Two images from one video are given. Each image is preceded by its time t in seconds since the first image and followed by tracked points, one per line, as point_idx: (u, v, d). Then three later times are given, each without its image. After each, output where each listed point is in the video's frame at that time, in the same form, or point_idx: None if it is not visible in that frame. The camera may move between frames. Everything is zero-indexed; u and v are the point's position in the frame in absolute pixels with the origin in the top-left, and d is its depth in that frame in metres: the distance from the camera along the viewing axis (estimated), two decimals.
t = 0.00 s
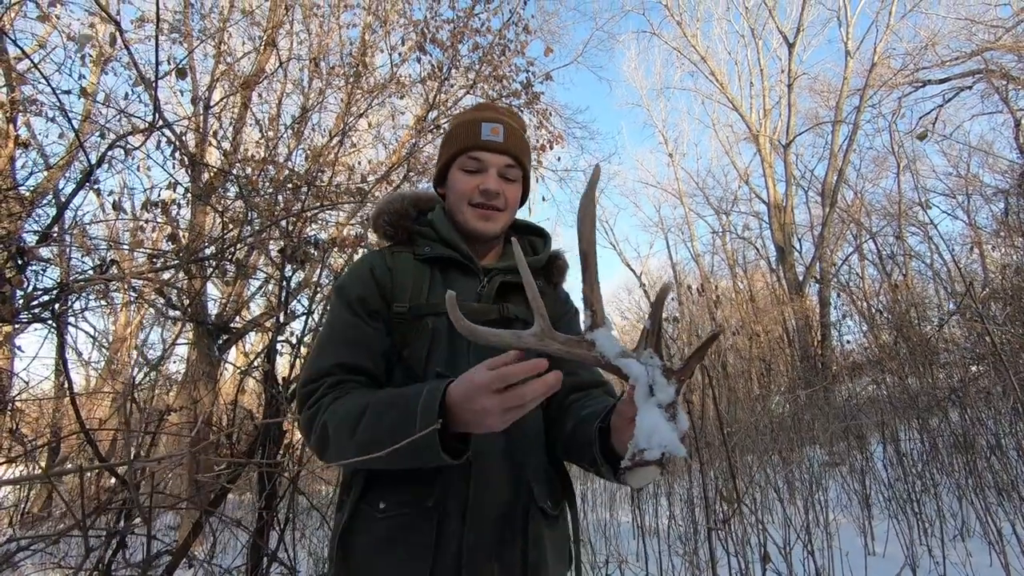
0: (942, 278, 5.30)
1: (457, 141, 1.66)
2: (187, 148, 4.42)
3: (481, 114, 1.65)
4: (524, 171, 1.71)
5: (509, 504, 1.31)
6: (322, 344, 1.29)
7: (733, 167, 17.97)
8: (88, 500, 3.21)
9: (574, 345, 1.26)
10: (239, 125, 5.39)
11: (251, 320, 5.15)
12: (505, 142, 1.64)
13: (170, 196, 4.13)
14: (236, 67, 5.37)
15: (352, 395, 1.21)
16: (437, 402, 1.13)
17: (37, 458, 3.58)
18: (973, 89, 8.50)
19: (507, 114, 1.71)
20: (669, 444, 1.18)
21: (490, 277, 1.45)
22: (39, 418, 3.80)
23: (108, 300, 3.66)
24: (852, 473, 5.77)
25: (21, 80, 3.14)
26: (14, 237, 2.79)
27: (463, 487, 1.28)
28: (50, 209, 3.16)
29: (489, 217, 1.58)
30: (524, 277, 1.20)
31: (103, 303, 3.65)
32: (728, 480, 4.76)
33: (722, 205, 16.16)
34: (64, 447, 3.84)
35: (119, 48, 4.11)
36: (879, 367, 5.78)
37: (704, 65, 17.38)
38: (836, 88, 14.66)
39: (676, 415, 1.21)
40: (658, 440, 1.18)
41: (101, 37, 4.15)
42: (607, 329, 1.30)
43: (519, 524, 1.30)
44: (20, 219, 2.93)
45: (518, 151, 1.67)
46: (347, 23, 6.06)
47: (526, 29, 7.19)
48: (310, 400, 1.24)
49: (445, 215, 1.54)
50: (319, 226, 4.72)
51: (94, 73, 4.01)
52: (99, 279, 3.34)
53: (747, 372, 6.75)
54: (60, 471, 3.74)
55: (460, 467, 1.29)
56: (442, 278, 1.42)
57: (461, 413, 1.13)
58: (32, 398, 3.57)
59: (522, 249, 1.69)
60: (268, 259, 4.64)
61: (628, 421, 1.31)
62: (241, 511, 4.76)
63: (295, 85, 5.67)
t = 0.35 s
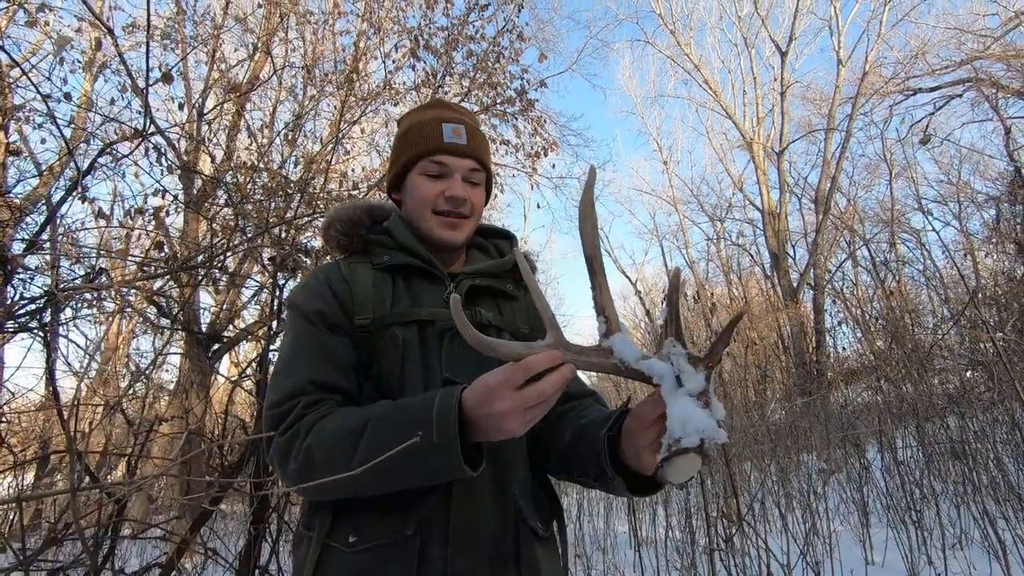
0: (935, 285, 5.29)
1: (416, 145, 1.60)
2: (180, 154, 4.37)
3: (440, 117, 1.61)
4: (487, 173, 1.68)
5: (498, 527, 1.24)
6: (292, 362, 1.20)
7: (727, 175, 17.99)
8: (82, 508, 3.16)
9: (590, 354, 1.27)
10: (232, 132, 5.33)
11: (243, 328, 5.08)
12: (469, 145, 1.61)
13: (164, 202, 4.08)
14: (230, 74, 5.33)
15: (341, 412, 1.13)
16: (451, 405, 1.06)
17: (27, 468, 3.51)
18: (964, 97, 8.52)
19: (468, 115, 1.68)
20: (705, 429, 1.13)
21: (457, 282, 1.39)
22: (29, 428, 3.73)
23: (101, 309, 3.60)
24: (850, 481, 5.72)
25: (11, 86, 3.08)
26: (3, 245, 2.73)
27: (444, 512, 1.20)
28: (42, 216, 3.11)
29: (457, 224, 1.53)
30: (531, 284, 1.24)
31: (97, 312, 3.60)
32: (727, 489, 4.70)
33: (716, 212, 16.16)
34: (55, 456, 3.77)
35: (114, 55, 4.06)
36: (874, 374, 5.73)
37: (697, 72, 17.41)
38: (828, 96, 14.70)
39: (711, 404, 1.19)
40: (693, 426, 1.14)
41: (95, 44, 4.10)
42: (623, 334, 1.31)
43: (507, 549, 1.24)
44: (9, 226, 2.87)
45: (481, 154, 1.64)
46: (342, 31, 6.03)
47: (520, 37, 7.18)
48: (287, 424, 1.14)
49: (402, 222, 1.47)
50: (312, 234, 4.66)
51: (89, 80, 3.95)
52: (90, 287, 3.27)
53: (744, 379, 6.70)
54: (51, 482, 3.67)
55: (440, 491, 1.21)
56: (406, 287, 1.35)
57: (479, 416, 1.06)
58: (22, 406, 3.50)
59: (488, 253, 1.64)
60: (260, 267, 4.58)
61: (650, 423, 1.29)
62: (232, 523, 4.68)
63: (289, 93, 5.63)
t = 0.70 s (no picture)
0: (922, 286, 5.13)
1: (373, 154, 1.51)
2: (165, 162, 4.25)
3: (395, 121, 1.53)
4: (454, 176, 1.58)
5: None
6: (251, 398, 1.14)
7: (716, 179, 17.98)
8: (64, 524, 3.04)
9: (597, 401, 1.17)
10: (219, 139, 5.23)
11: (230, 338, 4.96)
12: (427, 148, 1.51)
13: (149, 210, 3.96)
14: (215, 80, 5.22)
15: (305, 454, 1.07)
16: (430, 450, 1.00)
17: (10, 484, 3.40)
18: (948, 100, 8.53)
19: (429, 115, 1.59)
20: (727, 517, 1.03)
21: (431, 300, 1.31)
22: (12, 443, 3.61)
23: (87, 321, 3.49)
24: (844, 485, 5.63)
25: None
26: None
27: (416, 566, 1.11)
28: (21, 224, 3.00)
29: (422, 238, 1.44)
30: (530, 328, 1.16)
31: (83, 323, 3.49)
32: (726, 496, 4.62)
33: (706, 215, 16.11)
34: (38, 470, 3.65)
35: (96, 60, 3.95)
36: (864, 375, 5.66)
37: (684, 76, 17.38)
38: (814, 100, 14.71)
39: (734, 476, 1.08)
40: (713, 514, 1.04)
41: (77, 49, 3.99)
42: (636, 376, 1.20)
43: None
44: None
45: (444, 157, 1.54)
46: (329, 35, 5.93)
47: (508, 41, 7.10)
48: (245, 467, 1.07)
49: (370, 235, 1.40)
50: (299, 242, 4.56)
51: (71, 86, 3.84)
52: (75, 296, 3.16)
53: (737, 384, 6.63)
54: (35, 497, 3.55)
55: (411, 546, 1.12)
56: (376, 308, 1.28)
57: (465, 463, 0.99)
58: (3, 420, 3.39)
59: (469, 265, 1.54)
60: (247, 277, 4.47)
61: (653, 478, 1.18)
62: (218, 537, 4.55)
63: (275, 98, 5.52)
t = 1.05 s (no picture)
0: (911, 278, 5.11)
1: (354, 158, 1.45)
2: (148, 165, 4.17)
3: (379, 126, 1.47)
4: (439, 182, 1.52)
5: None
6: (216, 420, 1.08)
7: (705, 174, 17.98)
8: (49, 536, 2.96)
9: (590, 417, 1.12)
10: (204, 141, 5.14)
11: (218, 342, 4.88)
12: (413, 153, 1.46)
13: (133, 214, 3.87)
14: (198, 81, 5.13)
15: (270, 478, 1.02)
16: (397, 471, 0.95)
17: None
18: (934, 92, 8.53)
19: (411, 119, 1.53)
20: (731, 549, 0.98)
21: (411, 311, 1.25)
22: None
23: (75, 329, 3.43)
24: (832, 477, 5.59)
25: None
26: None
27: None
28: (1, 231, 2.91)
29: (408, 246, 1.38)
30: (518, 343, 1.11)
31: (70, 331, 3.42)
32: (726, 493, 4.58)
33: (695, 210, 16.11)
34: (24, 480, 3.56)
35: (75, 62, 3.85)
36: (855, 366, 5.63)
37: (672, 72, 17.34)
38: (802, 94, 14.71)
39: (738, 499, 1.02)
40: (716, 545, 0.99)
41: (55, 51, 3.89)
42: (629, 389, 1.14)
43: None
44: None
45: (430, 163, 1.48)
46: (314, 35, 5.84)
47: (494, 38, 7.04)
48: (208, 496, 1.02)
49: (348, 246, 1.33)
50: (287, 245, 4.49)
51: (49, 89, 3.74)
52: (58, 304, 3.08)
53: (731, 380, 6.61)
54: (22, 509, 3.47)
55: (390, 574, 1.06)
56: (353, 320, 1.22)
57: (436, 483, 0.94)
58: None
59: (452, 273, 1.48)
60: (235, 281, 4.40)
61: (647, 498, 1.13)
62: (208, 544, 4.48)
63: (260, 99, 5.43)
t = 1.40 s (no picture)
0: (903, 268, 5.15)
1: (364, 136, 1.47)
2: (141, 158, 4.16)
3: (390, 105, 1.49)
4: (443, 164, 1.55)
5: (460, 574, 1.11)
6: (216, 398, 1.11)
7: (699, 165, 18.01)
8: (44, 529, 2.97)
9: (584, 385, 1.15)
10: (197, 134, 5.13)
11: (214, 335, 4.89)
12: (423, 135, 1.49)
13: (126, 207, 3.87)
14: (191, 74, 5.12)
15: (269, 453, 1.05)
16: (395, 441, 0.98)
17: None
18: (926, 83, 8.55)
19: (417, 102, 1.56)
20: (728, 507, 1.00)
21: (410, 290, 1.27)
22: None
23: (69, 323, 3.43)
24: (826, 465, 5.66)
25: None
26: None
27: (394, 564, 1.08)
28: None
29: (415, 225, 1.41)
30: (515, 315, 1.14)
31: (64, 325, 3.43)
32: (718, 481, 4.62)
33: (689, 202, 16.15)
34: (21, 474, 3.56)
35: (65, 55, 3.84)
36: (848, 356, 5.65)
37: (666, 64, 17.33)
38: (795, 85, 14.72)
39: (733, 461, 1.06)
40: (712, 504, 1.01)
41: (45, 44, 3.87)
42: (623, 359, 1.17)
43: None
44: None
45: (438, 145, 1.51)
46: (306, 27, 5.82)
47: (488, 30, 7.03)
48: (208, 471, 1.05)
49: (346, 226, 1.36)
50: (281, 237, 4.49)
51: (40, 81, 3.72)
52: (51, 298, 3.08)
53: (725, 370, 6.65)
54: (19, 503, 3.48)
55: (390, 545, 1.09)
56: (352, 299, 1.25)
57: (435, 454, 0.97)
58: None
59: (449, 253, 1.51)
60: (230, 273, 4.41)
61: (643, 464, 1.16)
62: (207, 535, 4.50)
63: (253, 91, 5.43)
